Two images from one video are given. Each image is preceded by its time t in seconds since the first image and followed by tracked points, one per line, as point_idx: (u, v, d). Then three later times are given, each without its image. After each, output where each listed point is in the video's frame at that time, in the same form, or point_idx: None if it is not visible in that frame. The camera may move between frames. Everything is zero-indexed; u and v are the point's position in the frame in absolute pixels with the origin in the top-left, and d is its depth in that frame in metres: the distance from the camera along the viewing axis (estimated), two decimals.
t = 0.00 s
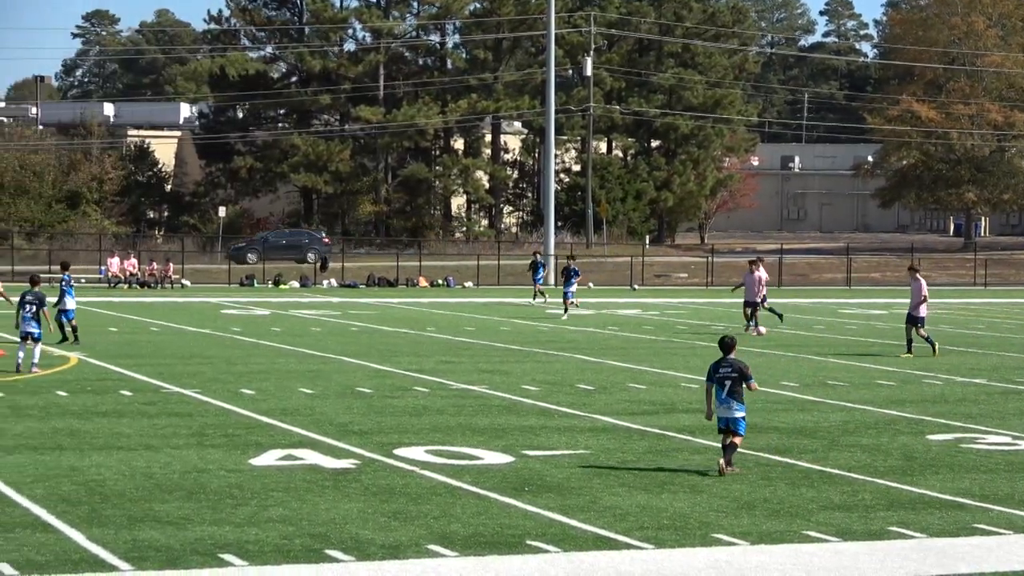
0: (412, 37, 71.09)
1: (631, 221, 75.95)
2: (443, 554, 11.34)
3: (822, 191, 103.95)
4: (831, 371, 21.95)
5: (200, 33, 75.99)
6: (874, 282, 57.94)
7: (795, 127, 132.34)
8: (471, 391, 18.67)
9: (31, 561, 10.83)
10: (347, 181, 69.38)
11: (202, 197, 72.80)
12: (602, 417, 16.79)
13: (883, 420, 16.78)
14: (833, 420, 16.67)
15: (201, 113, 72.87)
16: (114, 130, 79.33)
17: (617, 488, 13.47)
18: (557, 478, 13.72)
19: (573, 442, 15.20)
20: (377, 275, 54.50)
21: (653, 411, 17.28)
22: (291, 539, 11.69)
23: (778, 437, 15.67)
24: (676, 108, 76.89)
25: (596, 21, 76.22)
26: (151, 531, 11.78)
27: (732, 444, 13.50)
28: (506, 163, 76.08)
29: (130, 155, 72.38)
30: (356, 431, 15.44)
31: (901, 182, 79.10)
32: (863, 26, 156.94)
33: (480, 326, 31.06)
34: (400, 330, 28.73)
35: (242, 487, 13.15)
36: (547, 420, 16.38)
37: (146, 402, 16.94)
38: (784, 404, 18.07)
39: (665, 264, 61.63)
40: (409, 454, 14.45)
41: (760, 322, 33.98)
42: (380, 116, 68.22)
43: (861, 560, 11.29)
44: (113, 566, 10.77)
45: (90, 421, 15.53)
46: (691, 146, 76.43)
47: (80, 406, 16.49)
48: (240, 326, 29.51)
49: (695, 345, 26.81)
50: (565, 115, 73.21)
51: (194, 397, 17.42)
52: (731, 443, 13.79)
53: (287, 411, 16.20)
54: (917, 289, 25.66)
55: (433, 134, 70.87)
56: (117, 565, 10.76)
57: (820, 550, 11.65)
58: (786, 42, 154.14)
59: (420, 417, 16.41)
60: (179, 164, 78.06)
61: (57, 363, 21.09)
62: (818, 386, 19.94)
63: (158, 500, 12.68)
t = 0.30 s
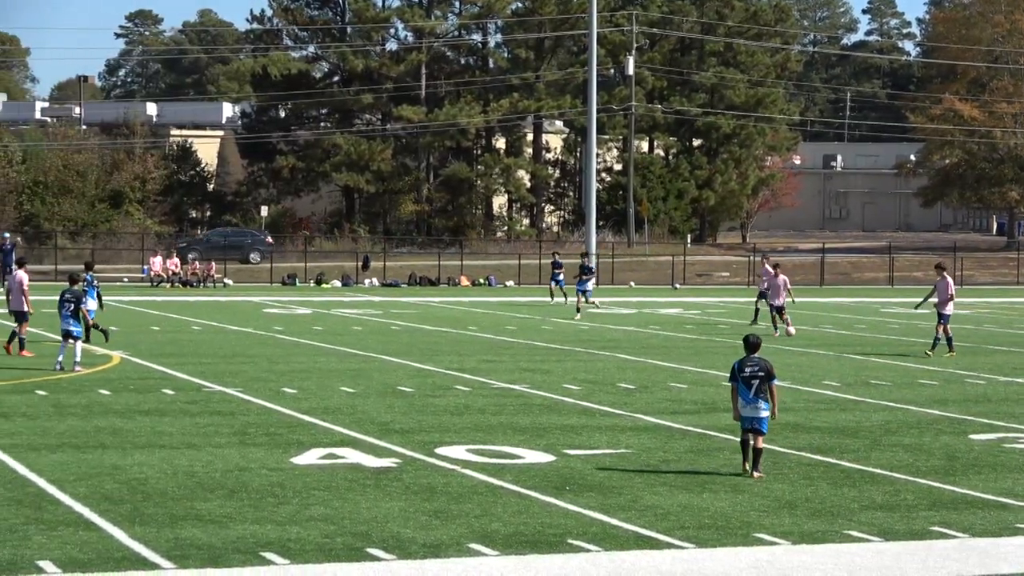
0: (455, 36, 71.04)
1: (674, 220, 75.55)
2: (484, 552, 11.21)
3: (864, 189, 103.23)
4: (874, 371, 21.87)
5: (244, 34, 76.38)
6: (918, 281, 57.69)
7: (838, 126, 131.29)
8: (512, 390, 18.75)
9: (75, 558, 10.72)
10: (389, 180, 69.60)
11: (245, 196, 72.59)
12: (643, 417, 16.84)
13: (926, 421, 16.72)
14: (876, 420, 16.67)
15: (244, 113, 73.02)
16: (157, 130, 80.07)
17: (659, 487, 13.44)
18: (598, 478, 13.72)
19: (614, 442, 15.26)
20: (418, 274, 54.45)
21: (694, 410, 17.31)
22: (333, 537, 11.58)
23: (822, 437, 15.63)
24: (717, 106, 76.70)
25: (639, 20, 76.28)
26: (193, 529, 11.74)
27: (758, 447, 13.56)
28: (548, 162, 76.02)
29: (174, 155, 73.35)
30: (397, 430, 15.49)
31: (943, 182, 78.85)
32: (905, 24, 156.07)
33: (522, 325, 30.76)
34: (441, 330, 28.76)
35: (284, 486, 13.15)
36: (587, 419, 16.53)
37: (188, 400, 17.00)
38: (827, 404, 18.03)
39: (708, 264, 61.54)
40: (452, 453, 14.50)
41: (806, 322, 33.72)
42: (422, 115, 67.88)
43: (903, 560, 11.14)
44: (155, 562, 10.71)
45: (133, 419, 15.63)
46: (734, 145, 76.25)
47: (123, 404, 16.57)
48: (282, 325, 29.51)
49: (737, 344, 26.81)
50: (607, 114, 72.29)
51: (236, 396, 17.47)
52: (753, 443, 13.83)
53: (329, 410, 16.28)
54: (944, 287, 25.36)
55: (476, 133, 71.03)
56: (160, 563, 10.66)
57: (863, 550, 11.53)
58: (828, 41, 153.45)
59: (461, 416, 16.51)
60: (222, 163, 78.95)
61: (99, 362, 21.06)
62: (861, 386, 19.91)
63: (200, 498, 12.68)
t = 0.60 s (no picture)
0: (480, 36, 70.91)
1: (699, 219, 75.51)
2: (510, 552, 11.17)
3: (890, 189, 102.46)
4: (901, 372, 21.81)
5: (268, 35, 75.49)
6: (945, 281, 57.57)
7: (865, 126, 130.40)
8: (539, 391, 18.78)
9: (101, 558, 10.72)
10: (416, 179, 69.82)
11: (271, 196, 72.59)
12: (670, 417, 16.85)
13: (953, 421, 16.69)
14: (903, 420, 16.63)
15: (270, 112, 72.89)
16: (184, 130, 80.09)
17: (685, 487, 13.41)
18: (625, 477, 13.71)
19: (640, 442, 15.27)
20: (444, 274, 54.48)
21: (721, 410, 17.34)
22: (359, 537, 11.58)
23: (848, 437, 15.61)
24: (744, 105, 76.29)
25: (666, 19, 76.34)
26: (218, 529, 11.74)
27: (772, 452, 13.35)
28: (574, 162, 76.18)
29: (201, 155, 73.53)
30: (424, 430, 15.53)
31: (969, 181, 78.44)
32: (933, 23, 155.46)
33: (547, 325, 30.71)
34: (466, 330, 28.79)
35: (310, 485, 13.16)
36: (612, 418, 16.60)
37: (214, 400, 17.03)
38: (855, 404, 18.00)
39: (734, 264, 61.36)
40: (477, 453, 14.53)
41: (834, 322, 33.58)
42: (449, 115, 67.90)
43: (930, 560, 11.08)
44: (181, 562, 10.71)
45: (159, 419, 15.67)
46: (761, 145, 75.81)
47: (149, 403, 16.63)
48: (308, 325, 29.50)
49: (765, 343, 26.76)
50: (634, 114, 72.64)
51: (262, 395, 17.52)
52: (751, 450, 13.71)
53: (356, 410, 16.32)
54: (954, 284, 24.87)
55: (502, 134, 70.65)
56: (185, 564, 10.65)
57: (889, 550, 11.48)
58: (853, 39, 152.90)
59: (486, 416, 16.55)
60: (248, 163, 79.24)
61: (124, 362, 21.03)
62: (887, 386, 19.88)
63: (226, 498, 12.69)
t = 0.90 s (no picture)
0: (491, 35, 70.99)
1: (709, 219, 75.34)
2: (519, 551, 11.18)
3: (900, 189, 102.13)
4: (910, 371, 21.80)
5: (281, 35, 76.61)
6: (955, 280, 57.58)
7: (876, 125, 130.09)
8: (547, 391, 18.79)
9: (110, 557, 10.73)
10: (425, 179, 69.85)
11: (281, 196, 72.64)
12: (679, 416, 16.85)
13: (961, 420, 16.68)
14: (913, 420, 16.62)
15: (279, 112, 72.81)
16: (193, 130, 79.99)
17: (694, 487, 13.41)
18: (634, 477, 13.72)
19: (649, 442, 15.27)
20: (453, 274, 54.43)
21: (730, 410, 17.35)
22: (368, 537, 11.60)
23: (857, 437, 15.60)
24: (754, 105, 76.30)
25: (676, 19, 76.32)
26: (228, 529, 11.75)
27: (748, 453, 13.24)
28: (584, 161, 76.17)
29: (211, 154, 73.83)
30: (434, 430, 15.54)
31: (980, 181, 78.48)
32: (943, 23, 155.27)
33: (557, 325, 30.67)
34: (475, 329, 28.77)
35: (319, 485, 13.17)
36: (622, 418, 16.62)
37: (224, 400, 17.04)
38: (864, 404, 17.98)
39: (745, 264, 61.27)
40: (486, 452, 14.54)
41: (844, 322, 33.52)
42: (459, 115, 67.84)
43: (939, 559, 11.08)
44: (190, 562, 10.71)
45: (169, 418, 15.68)
46: (770, 144, 75.77)
47: (159, 403, 16.65)
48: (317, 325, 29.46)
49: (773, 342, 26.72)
50: (643, 113, 72.19)
51: (272, 395, 17.51)
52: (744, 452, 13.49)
53: (365, 410, 16.34)
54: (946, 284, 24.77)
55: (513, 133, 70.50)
56: (195, 563, 10.66)
57: (898, 550, 11.47)
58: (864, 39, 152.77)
59: (495, 416, 16.55)
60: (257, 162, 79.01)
61: (133, 362, 20.99)
62: (896, 386, 19.86)
63: (235, 497, 12.71)
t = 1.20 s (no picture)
0: (492, 36, 70.95)
1: (710, 219, 75.34)
2: (520, 552, 11.17)
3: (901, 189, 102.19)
4: (911, 371, 21.86)
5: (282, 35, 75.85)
6: (956, 280, 57.65)
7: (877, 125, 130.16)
8: (548, 390, 18.84)
9: (111, 558, 10.73)
10: (426, 179, 69.85)
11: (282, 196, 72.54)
12: (679, 416, 16.90)
13: (962, 420, 16.71)
14: (913, 420, 16.63)
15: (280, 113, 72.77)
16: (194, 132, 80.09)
17: (694, 488, 13.40)
18: (635, 477, 13.73)
19: (651, 442, 15.28)
20: (453, 274, 54.48)
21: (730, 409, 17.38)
22: (369, 537, 11.59)
23: (858, 437, 15.61)
24: (755, 105, 76.33)
25: (677, 19, 76.43)
26: (229, 529, 11.76)
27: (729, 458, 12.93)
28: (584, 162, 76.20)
29: (212, 155, 73.44)
30: (435, 429, 15.57)
31: (980, 181, 78.58)
32: (944, 23, 155.41)
33: (558, 325, 30.70)
34: (476, 330, 28.80)
35: (320, 485, 13.17)
36: (625, 418, 16.64)
37: (225, 400, 17.04)
38: (865, 404, 17.99)
39: (745, 264, 61.33)
40: (487, 453, 14.56)
41: (843, 322, 33.55)
42: (460, 115, 67.81)
43: (940, 560, 11.07)
44: (191, 562, 10.71)
45: (169, 418, 15.69)
46: (771, 144, 75.85)
47: (160, 403, 16.66)
48: (318, 326, 29.49)
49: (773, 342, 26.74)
50: (644, 113, 72.22)
51: (272, 396, 17.52)
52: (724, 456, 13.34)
53: (366, 410, 16.36)
54: (929, 284, 24.70)
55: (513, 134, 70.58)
56: (195, 563, 10.66)
57: (899, 550, 11.47)
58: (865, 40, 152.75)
59: (496, 416, 16.58)
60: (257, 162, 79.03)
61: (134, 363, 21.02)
62: (897, 385, 19.92)
63: (236, 498, 12.71)
